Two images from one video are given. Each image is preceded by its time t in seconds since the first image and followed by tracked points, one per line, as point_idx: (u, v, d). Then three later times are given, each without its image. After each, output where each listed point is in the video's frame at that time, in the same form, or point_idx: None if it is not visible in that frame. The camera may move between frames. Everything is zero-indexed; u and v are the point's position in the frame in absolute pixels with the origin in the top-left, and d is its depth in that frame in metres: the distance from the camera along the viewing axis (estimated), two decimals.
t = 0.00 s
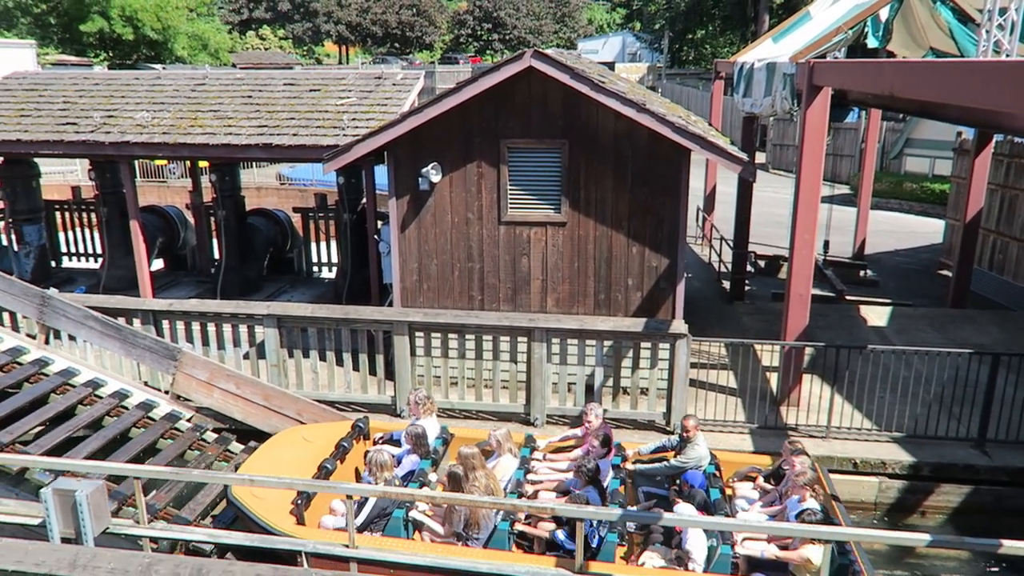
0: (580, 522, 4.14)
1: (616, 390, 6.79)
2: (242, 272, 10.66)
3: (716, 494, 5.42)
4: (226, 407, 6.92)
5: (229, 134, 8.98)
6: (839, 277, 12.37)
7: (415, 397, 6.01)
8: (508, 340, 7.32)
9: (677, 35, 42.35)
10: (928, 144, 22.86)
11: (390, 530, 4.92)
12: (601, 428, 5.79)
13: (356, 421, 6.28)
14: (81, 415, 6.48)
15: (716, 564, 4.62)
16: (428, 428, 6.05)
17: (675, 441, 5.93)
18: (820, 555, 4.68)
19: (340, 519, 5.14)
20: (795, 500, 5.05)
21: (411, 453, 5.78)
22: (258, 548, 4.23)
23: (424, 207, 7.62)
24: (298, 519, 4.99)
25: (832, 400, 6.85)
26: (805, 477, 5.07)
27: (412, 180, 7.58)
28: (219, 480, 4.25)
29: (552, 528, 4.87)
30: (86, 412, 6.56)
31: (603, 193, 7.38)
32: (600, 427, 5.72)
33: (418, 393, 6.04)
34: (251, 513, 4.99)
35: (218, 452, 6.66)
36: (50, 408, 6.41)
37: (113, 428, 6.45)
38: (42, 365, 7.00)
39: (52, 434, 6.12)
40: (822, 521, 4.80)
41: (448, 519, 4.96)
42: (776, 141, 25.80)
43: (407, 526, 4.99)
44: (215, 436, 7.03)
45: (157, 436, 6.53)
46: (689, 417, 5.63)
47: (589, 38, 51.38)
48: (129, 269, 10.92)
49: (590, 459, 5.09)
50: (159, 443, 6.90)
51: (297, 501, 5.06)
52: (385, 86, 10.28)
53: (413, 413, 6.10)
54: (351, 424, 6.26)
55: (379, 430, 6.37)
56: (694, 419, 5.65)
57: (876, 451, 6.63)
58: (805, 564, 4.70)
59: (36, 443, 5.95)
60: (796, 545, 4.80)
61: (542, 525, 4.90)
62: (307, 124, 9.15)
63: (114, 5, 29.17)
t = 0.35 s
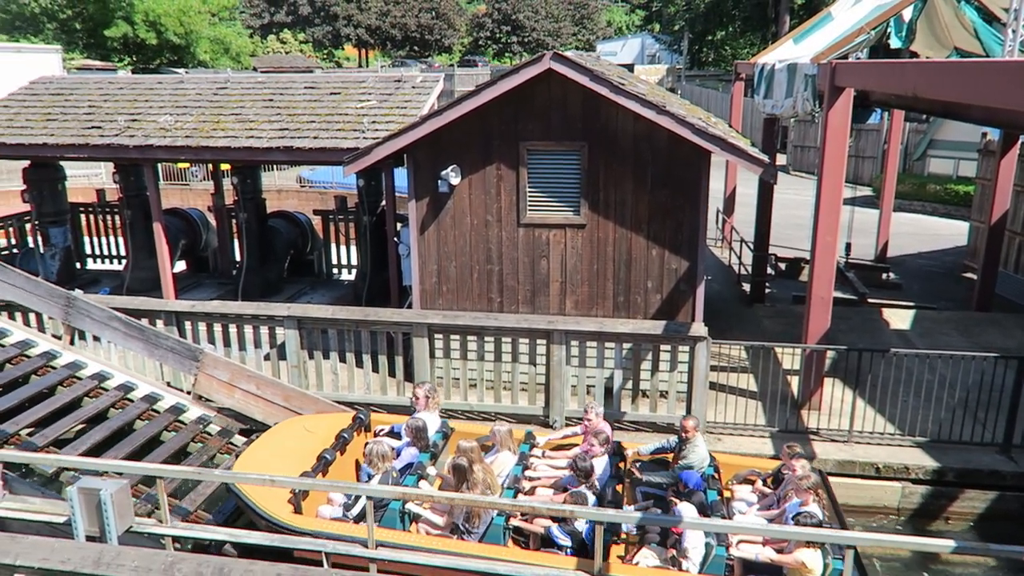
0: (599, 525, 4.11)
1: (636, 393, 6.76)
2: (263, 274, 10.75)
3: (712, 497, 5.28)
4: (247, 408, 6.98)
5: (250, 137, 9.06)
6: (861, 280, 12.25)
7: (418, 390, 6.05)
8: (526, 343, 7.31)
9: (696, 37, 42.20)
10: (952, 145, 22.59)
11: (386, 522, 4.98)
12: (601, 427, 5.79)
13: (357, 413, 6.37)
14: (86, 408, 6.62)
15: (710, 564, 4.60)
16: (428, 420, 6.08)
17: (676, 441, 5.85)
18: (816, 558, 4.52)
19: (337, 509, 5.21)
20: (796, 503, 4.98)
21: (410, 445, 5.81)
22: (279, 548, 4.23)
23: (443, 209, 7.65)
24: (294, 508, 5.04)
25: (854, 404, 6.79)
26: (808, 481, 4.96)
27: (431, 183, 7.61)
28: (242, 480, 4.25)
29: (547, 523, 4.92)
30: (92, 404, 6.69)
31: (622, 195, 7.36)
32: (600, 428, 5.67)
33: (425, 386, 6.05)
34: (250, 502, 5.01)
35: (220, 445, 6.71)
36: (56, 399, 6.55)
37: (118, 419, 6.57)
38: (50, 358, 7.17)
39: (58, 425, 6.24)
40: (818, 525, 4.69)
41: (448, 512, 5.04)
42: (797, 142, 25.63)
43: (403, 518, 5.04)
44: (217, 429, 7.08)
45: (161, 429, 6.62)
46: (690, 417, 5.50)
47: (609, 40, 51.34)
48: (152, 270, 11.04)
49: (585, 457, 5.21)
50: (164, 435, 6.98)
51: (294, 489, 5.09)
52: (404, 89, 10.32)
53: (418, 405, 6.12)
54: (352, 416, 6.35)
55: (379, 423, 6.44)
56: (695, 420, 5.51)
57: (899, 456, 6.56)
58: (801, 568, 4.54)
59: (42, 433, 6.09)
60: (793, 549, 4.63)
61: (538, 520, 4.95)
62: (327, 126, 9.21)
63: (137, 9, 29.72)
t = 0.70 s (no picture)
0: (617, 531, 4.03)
1: (654, 398, 6.72)
2: (283, 275, 10.83)
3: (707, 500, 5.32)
4: (266, 408, 7.03)
5: (272, 140, 9.14)
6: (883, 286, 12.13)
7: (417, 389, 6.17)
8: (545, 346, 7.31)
9: (717, 41, 42.05)
10: (977, 150, 22.33)
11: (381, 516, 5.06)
12: (599, 429, 5.71)
13: (358, 408, 6.43)
14: (90, 399, 6.69)
15: (701, 568, 4.60)
16: (427, 416, 6.18)
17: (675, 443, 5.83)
18: (810, 565, 4.56)
19: (334, 502, 5.19)
20: (791, 509, 4.93)
21: (409, 441, 5.91)
22: (294, 548, 4.22)
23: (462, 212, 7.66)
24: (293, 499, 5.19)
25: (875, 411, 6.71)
26: (804, 487, 4.89)
27: (450, 186, 7.63)
28: (257, 480, 4.23)
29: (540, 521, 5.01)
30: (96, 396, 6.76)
31: (642, 199, 7.34)
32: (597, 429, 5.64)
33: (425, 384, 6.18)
34: (251, 495, 5.17)
35: (221, 436, 6.70)
36: (60, 391, 6.65)
37: (121, 410, 6.65)
38: (57, 349, 7.28)
39: (61, 415, 6.35)
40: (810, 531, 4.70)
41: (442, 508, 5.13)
42: (818, 147, 25.45)
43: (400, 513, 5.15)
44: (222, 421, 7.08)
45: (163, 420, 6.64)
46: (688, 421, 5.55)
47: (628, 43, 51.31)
48: (174, 271, 11.14)
49: (579, 458, 5.08)
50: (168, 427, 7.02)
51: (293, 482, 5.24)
52: (424, 92, 10.36)
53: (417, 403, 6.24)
54: (352, 411, 6.42)
55: (379, 418, 6.53)
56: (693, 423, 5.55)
57: (921, 464, 6.48)
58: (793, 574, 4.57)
59: (47, 423, 6.18)
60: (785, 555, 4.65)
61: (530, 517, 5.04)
62: (348, 129, 9.27)
63: (162, 13, 30.12)
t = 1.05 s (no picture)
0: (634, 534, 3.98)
1: (672, 401, 6.69)
2: (301, 277, 10.89)
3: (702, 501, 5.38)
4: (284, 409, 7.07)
5: (291, 142, 9.20)
6: (904, 289, 12.01)
7: (416, 385, 6.24)
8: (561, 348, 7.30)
9: (735, 42, 41.88)
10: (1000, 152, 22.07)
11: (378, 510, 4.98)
12: (598, 428, 5.73)
13: (359, 402, 6.44)
14: (94, 391, 6.77)
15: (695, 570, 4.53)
16: (427, 413, 6.26)
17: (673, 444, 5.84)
18: (803, 570, 4.61)
19: (332, 496, 5.28)
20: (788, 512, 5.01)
21: (409, 437, 5.92)
22: (312, 548, 4.25)
23: (480, 214, 7.67)
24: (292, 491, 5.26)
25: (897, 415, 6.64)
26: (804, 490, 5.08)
27: (468, 188, 7.64)
28: (275, 480, 4.21)
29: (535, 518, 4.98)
30: (100, 388, 6.84)
31: (660, 201, 7.32)
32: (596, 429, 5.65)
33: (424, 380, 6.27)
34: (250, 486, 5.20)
35: (223, 429, 6.73)
36: (64, 383, 6.72)
37: (125, 403, 6.70)
38: (63, 343, 7.34)
39: (65, 407, 6.40)
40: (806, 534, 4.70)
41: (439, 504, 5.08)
42: (838, 149, 25.27)
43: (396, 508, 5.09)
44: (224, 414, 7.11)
45: (166, 412, 6.69)
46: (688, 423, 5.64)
47: (646, 46, 51.20)
48: (194, 272, 11.24)
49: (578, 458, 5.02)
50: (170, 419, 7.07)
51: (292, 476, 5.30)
52: (442, 95, 10.38)
53: (417, 399, 6.32)
54: (354, 406, 6.44)
55: (381, 413, 6.51)
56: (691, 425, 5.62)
57: (942, 469, 6.42)
58: None
59: (50, 414, 6.26)
60: (778, 558, 4.73)
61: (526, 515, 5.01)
62: (367, 132, 9.31)
63: (183, 17, 30.49)
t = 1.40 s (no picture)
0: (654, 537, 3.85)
1: (690, 405, 6.66)
2: (320, 278, 10.95)
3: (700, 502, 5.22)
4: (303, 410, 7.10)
5: (310, 144, 9.26)
6: (926, 292, 11.87)
7: (421, 377, 6.33)
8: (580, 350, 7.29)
9: (754, 43, 41.63)
10: None
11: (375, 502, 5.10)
12: (598, 426, 5.78)
13: (361, 395, 6.43)
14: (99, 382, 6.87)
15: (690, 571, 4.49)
16: (428, 407, 6.27)
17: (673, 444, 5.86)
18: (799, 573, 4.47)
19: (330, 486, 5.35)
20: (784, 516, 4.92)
21: (409, 429, 5.98)
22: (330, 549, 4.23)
23: (498, 216, 7.68)
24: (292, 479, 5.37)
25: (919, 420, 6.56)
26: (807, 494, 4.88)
27: (486, 190, 7.66)
28: (291, 479, 4.16)
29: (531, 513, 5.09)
30: (105, 379, 6.94)
31: (678, 203, 7.29)
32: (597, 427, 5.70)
33: (429, 374, 6.36)
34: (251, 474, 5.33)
35: (226, 421, 6.79)
36: (69, 374, 6.84)
37: (128, 395, 6.80)
38: (71, 335, 7.47)
39: (69, 398, 6.51)
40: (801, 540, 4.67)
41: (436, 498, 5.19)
42: (859, 150, 25.06)
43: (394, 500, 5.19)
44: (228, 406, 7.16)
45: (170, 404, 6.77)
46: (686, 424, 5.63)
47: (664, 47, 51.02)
48: (214, 273, 11.33)
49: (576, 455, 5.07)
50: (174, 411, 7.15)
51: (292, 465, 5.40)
52: (461, 97, 10.39)
53: (421, 393, 6.38)
54: (357, 398, 6.42)
55: (384, 406, 6.56)
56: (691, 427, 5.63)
57: (965, 475, 6.34)
58: None
59: (56, 404, 6.37)
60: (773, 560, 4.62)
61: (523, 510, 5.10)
62: (385, 134, 9.35)
63: (204, 21, 30.85)
